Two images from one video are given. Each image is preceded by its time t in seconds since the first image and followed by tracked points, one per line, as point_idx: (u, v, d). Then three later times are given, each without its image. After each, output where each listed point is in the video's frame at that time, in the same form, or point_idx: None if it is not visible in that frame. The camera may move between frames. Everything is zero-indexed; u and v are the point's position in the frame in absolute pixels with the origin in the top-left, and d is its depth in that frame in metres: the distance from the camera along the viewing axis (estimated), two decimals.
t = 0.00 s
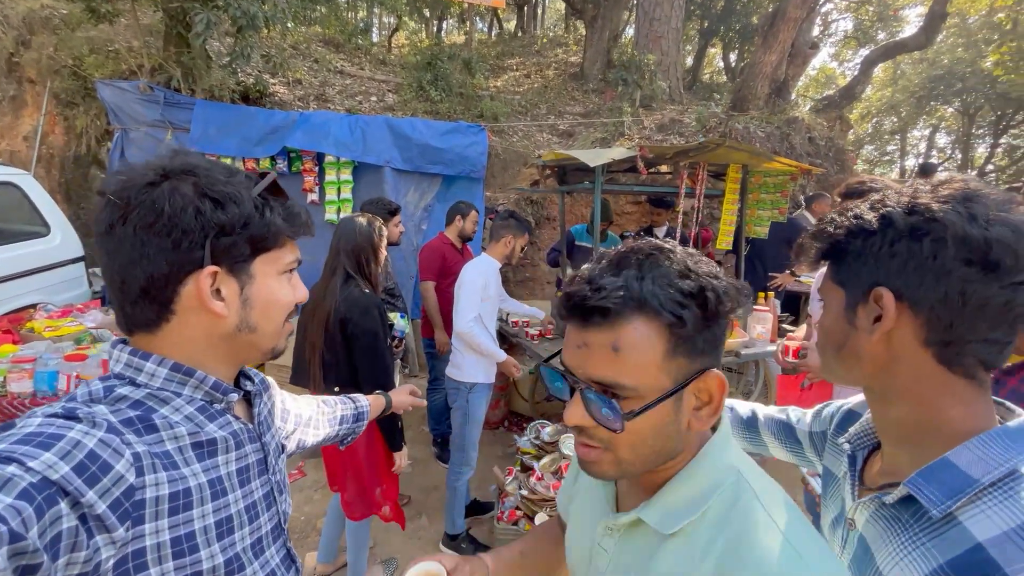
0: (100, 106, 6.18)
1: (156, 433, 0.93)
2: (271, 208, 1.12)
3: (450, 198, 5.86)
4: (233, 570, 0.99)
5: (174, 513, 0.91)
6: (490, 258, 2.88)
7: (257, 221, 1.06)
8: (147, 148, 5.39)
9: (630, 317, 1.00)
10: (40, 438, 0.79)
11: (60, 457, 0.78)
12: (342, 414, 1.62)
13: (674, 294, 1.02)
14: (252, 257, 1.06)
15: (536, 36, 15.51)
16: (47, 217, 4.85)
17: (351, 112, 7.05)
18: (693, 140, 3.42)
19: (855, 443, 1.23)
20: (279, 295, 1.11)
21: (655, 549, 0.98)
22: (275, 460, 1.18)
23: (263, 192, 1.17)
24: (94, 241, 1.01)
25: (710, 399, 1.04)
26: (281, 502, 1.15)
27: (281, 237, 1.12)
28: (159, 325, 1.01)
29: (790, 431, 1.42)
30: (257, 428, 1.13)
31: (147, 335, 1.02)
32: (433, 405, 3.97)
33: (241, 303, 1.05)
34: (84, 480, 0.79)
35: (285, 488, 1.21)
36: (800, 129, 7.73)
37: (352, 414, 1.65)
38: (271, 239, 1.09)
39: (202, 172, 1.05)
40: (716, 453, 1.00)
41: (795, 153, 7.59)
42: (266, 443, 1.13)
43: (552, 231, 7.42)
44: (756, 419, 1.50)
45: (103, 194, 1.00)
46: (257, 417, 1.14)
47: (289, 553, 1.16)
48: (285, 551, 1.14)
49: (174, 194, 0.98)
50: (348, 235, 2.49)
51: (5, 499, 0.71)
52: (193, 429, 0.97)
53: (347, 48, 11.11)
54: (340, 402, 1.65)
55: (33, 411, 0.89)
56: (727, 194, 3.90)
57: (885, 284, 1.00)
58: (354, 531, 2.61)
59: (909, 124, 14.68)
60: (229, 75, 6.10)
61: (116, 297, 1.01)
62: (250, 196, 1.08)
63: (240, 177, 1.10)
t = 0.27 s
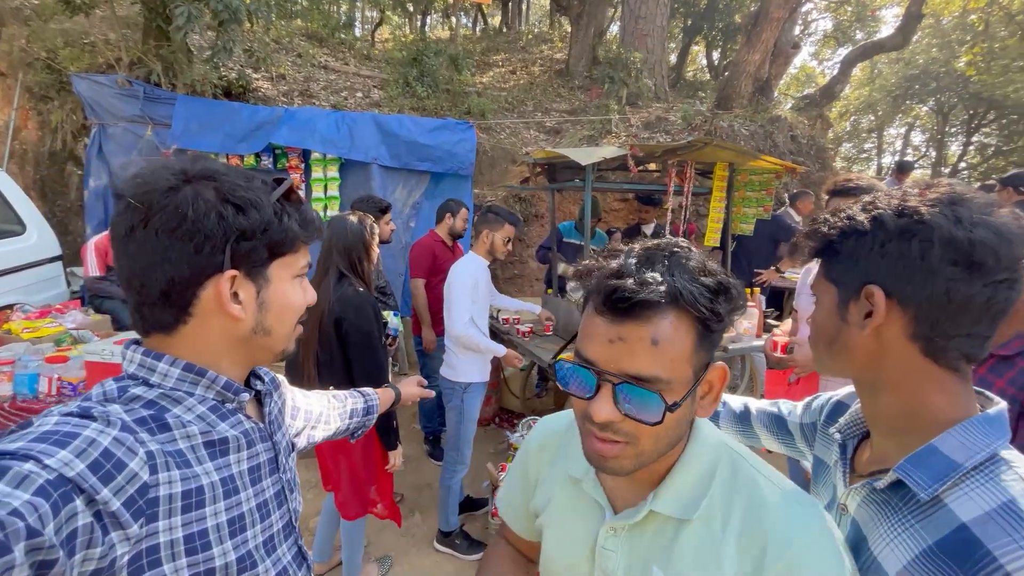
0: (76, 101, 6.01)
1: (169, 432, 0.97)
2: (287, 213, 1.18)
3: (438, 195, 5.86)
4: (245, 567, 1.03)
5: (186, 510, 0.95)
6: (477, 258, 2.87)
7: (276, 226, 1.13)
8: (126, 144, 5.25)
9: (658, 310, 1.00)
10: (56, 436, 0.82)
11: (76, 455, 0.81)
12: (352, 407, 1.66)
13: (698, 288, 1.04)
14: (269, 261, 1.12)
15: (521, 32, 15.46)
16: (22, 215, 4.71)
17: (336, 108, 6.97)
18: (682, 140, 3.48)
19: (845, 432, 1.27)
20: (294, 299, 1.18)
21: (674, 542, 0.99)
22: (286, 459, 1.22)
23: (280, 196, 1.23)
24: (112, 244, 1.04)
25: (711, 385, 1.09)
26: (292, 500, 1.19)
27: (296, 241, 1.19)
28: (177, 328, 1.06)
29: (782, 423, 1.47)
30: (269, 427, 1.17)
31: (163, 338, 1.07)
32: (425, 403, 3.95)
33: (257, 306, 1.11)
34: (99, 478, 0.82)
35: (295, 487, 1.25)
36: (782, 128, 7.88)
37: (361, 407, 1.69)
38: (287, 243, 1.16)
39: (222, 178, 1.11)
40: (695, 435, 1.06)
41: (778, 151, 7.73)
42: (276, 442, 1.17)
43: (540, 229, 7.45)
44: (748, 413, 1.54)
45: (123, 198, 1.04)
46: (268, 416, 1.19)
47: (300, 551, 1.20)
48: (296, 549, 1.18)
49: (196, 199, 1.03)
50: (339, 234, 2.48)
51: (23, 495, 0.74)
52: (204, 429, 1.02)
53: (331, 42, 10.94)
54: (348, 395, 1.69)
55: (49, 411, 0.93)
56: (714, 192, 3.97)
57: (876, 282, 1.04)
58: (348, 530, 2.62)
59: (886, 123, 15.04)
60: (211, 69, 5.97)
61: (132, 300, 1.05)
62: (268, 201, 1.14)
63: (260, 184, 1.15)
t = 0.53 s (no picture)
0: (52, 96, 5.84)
1: (178, 430, 1.01)
2: (299, 217, 1.24)
3: (427, 193, 5.85)
4: (250, 565, 1.07)
5: (195, 508, 0.98)
6: (465, 257, 2.85)
7: (291, 230, 1.19)
8: (106, 140, 5.13)
9: (676, 318, 0.96)
10: (68, 434, 0.84)
11: (88, 452, 0.83)
12: (356, 397, 1.70)
13: (711, 297, 1.02)
14: (283, 263, 1.17)
15: (508, 29, 15.41)
16: None
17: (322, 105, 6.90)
18: (670, 138, 3.52)
19: (833, 423, 1.30)
20: (304, 302, 1.24)
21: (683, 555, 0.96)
22: (289, 458, 1.27)
23: (290, 203, 1.29)
24: (128, 247, 1.07)
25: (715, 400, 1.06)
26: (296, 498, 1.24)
27: (307, 245, 1.24)
28: (193, 330, 1.09)
29: (770, 416, 1.51)
30: (274, 427, 1.23)
31: (176, 339, 1.10)
32: (416, 401, 3.93)
33: (271, 308, 1.15)
34: (110, 475, 0.84)
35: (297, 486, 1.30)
36: (766, 127, 8.00)
37: (365, 393, 1.74)
38: (300, 247, 1.21)
39: (238, 183, 1.15)
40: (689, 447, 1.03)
41: (763, 149, 7.86)
42: (280, 442, 1.22)
43: (529, 226, 7.47)
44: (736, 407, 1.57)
45: (141, 203, 1.07)
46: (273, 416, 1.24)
47: (303, 550, 1.25)
48: (298, 548, 1.23)
49: (217, 204, 1.07)
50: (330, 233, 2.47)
51: (37, 491, 0.75)
52: (212, 427, 1.06)
53: (316, 37, 10.77)
54: (350, 384, 1.72)
55: (58, 410, 0.95)
56: (701, 190, 4.02)
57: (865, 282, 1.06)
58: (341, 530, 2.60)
59: (866, 122, 15.36)
60: (194, 64, 5.86)
61: (147, 301, 1.07)
62: (282, 206, 1.19)
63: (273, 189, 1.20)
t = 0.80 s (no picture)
0: (26, 87, 5.65)
1: (169, 429, 1.05)
2: (289, 212, 1.30)
3: (415, 188, 5.81)
4: (241, 564, 1.13)
5: (186, 506, 1.04)
6: (449, 253, 2.78)
7: (282, 225, 1.24)
8: (83, 133, 4.98)
9: (719, 364, 0.88)
10: (57, 433, 0.87)
11: (77, 451, 0.86)
12: (354, 385, 1.74)
13: (759, 332, 0.93)
14: (275, 257, 1.24)
15: (495, 22, 15.29)
16: None
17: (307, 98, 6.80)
18: (659, 133, 3.53)
19: (818, 414, 1.32)
20: (296, 296, 1.30)
21: None
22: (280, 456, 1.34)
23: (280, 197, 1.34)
24: (119, 243, 1.11)
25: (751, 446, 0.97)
26: (288, 497, 1.31)
27: (298, 239, 1.30)
28: (184, 325, 1.14)
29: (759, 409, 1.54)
30: (266, 424, 1.29)
31: (168, 335, 1.15)
32: (405, 398, 3.91)
33: (264, 302, 1.21)
34: (100, 474, 0.87)
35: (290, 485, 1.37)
36: (752, 123, 8.07)
37: (363, 381, 1.79)
38: (291, 241, 1.27)
39: (228, 178, 1.20)
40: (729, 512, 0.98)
41: (749, 145, 7.92)
42: (273, 440, 1.29)
43: (518, 222, 7.46)
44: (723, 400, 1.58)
45: (133, 199, 1.12)
46: (266, 413, 1.30)
47: (294, 548, 1.31)
48: (287, 547, 1.29)
49: (208, 199, 1.12)
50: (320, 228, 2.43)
51: (25, 491, 0.77)
52: (204, 425, 1.11)
53: (300, 29, 10.56)
54: (349, 371, 1.76)
55: (48, 407, 0.98)
56: (689, 185, 4.04)
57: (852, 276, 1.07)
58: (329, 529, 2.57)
59: (849, 118, 15.57)
60: (174, 55, 5.72)
61: (139, 296, 1.12)
62: (272, 201, 1.25)
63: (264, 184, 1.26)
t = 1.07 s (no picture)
0: None
1: (170, 423, 1.03)
2: (289, 207, 1.28)
3: (404, 182, 5.77)
4: (244, 558, 1.11)
5: (188, 501, 1.02)
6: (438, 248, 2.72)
7: (281, 220, 1.23)
8: (61, 126, 4.84)
9: (850, 458, 0.62)
10: (59, 428, 0.85)
11: (80, 446, 0.84)
12: (357, 377, 1.72)
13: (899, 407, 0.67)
14: (274, 253, 1.22)
15: (483, 15, 15.18)
16: None
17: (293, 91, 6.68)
18: (650, 128, 3.54)
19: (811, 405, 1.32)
20: (294, 291, 1.29)
21: None
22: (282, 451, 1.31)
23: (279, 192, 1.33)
24: (117, 238, 1.09)
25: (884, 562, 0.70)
26: (291, 491, 1.28)
27: (297, 234, 1.29)
28: (185, 321, 1.13)
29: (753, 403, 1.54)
30: (267, 419, 1.26)
31: (169, 331, 1.13)
32: (398, 394, 3.89)
33: (264, 297, 1.20)
34: (102, 469, 0.86)
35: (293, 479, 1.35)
36: (740, 117, 8.15)
37: (366, 374, 1.76)
38: (290, 236, 1.26)
39: (226, 172, 1.18)
40: None
41: (738, 139, 7.99)
42: (275, 434, 1.27)
43: (508, 216, 7.45)
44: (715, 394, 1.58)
45: (130, 194, 1.09)
46: (267, 408, 1.28)
47: (297, 541, 1.29)
48: (291, 541, 1.27)
49: (207, 194, 1.10)
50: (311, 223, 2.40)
51: (29, 485, 0.76)
52: (205, 420, 1.09)
53: (284, 20, 10.36)
54: (352, 366, 1.74)
55: (49, 402, 0.96)
56: (680, 179, 4.05)
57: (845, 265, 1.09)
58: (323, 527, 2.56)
59: (834, 113, 15.80)
60: (155, 46, 5.57)
61: (138, 292, 1.10)
62: (272, 196, 1.23)
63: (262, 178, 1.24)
